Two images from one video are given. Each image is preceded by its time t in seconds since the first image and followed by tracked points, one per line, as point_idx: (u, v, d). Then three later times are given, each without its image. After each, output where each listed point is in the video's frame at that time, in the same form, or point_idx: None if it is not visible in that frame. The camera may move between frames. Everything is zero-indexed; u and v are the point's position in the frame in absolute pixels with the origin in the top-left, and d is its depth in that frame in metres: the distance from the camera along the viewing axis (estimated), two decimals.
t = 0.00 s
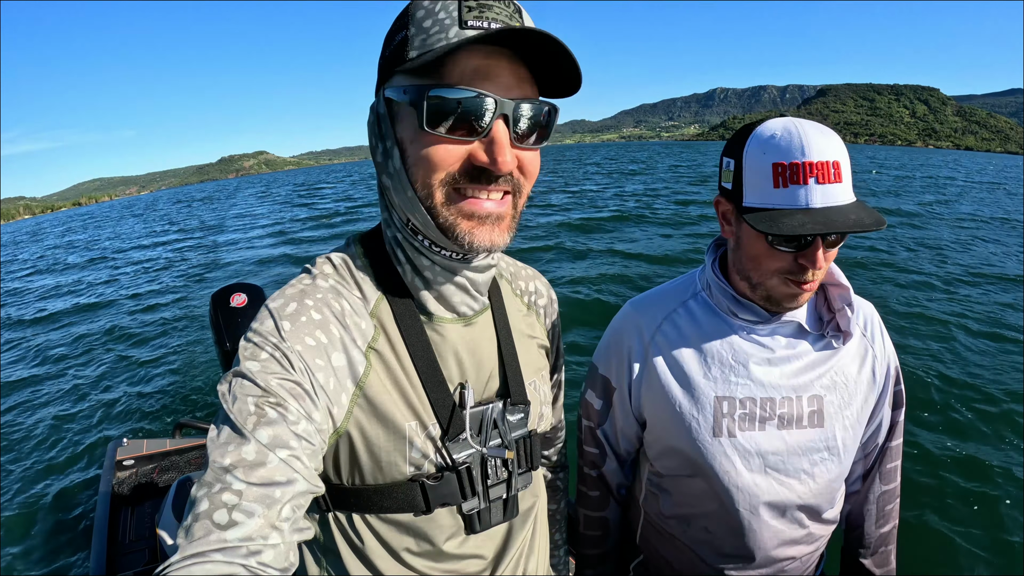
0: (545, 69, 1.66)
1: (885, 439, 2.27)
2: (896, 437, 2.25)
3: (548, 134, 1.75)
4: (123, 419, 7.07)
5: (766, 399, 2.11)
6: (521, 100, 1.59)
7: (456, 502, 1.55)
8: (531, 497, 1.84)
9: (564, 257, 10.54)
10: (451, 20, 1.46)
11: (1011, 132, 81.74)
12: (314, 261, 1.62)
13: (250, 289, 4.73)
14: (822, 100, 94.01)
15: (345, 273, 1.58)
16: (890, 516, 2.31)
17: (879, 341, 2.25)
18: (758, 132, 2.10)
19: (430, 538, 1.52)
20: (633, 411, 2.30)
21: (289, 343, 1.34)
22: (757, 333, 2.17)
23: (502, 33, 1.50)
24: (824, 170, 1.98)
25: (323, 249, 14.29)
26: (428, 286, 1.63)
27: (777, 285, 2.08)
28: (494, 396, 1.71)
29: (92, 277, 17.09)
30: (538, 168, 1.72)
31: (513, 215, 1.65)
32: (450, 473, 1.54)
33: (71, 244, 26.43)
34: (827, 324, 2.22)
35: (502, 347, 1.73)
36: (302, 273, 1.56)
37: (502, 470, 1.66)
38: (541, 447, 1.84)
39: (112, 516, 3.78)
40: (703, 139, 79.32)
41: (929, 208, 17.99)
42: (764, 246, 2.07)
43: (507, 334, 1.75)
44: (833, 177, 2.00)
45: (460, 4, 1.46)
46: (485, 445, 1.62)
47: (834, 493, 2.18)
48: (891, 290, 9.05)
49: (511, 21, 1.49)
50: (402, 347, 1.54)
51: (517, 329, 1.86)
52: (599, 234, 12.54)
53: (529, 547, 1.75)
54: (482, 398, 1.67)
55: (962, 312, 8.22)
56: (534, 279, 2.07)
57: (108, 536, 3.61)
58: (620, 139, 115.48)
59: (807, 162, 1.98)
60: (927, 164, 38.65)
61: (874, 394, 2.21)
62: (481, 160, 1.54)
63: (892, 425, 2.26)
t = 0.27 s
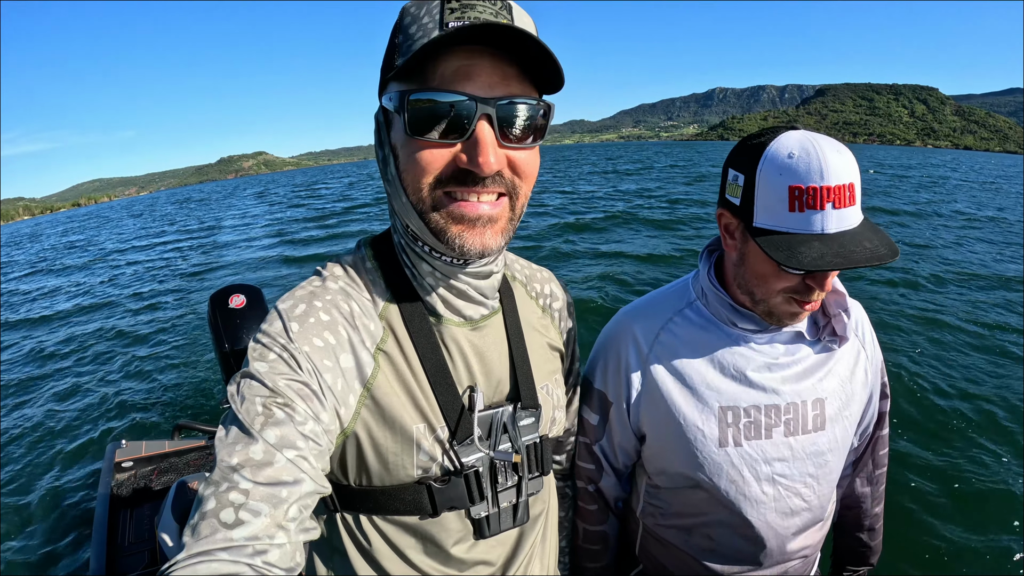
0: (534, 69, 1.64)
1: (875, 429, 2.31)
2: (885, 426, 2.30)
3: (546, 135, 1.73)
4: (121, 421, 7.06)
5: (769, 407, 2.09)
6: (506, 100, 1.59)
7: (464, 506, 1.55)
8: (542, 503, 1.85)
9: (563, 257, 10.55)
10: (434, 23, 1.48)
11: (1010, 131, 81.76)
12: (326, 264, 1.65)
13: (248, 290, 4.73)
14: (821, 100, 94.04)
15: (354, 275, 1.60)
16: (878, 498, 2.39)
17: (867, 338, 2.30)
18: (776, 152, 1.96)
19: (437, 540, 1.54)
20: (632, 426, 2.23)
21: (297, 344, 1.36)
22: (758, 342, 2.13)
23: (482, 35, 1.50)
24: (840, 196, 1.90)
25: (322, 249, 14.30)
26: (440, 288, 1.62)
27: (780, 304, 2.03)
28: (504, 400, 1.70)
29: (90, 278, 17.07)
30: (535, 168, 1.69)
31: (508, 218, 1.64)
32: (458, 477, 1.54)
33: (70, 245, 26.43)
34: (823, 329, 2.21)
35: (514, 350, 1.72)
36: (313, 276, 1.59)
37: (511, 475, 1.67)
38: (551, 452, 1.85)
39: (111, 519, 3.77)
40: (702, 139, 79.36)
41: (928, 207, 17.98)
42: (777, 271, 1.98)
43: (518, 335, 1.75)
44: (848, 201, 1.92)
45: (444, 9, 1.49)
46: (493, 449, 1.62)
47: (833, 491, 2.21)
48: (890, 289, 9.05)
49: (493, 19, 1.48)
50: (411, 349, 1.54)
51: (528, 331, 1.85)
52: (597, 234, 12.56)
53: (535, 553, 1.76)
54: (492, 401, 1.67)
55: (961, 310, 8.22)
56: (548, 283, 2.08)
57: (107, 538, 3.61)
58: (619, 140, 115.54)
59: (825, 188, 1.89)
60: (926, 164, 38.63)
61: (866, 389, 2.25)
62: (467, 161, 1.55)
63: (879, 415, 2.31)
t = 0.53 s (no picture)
0: (537, 66, 1.65)
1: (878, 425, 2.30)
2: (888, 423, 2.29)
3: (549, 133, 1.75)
4: (120, 421, 7.05)
5: (782, 409, 2.03)
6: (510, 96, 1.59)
7: (471, 501, 1.56)
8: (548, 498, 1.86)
9: (561, 257, 10.57)
10: (438, 23, 1.48)
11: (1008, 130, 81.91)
12: (332, 261, 1.66)
13: (246, 288, 4.74)
14: (820, 99, 94.09)
15: (361, 271, 1.61)
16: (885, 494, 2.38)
17: (872, 335, 2.25)
18: (810, 163, 1.79)
19: (444, 535, 1.54)
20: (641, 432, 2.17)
21: (305, 339, 1.36)
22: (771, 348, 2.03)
23: (488, 32, 1.51)
24: (873, 216, 1.78)
25: (321, 249, 14.32)
26: (446, 283, 1.62)
27: (800, 318, 1.93)
28: (511, 394, 1.71)
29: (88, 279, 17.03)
30: (540, 164, 1.70)
31: (515, 213, 1.65)
32: (466, 472, 1.54)
33: (67, 246, 26.43)
34: (832, 329, 2.09)
35: (520, 346, 1.73)
36: (320, 273, 1.60)
37: (518, 469, 1.68)
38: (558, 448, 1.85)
39: (111, 518, 3.78)
40: (700, 139, 79.36)
41: (925, 207, 18.02)
42: (804, 289, 1.86)
43: (524, 330, 1.76)
44: (879, 221, 1.81)
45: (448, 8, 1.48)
46: (501, 444, 1.62)
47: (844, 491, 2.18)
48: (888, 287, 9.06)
49: (498, 17, 1.48)
50: (418, 345, 1.55)
51: (534, 327, 1.86)
52: (596, 234, 12.59)
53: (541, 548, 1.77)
54: (499, 396, 1.68)
55: (959, 308, 8.24)
56: (553, 279, 2.09)
57: (107, 539, 3.60)
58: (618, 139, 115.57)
59: (861, 208, 1.75)
60: (924, 163, 38.70)
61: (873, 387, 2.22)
62: (473, 157, 1.55)
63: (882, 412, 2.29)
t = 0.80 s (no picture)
0: (532, 59, 1.66)
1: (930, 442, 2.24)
2: (941, 440, 2.22)
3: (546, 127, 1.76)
4: (118, 421, 7.05)
5: (827, 416, 1.98)
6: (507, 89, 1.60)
7: (472, 498, 1.56)
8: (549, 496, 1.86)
9: (559, 256, 10.58)
10: (431, 20, 1.49)
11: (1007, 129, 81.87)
12: (331, 260, 1.66)
13: (242, 286, 4.75)
14: (818, 99, 94.14)
15: (362, 270, 1.61)
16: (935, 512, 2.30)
17: (925, 346, 2.17)
18: (914, 187, 1.66)
19: (444, 534, 1.54)
20: (680, 430, 2.14)
21: (306, 338, 1.37)
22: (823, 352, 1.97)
23: (482, 28, 1.51)
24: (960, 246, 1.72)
25: (319, 249, 14.33)
26: (445, 282, 1.63)
27: (863, 332, 1.88)
28: (512, 393, 1.71)
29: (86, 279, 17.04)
30: (538, 157, 1.70)
31: (515, 206, 1.65)
32: (467, 471, 1.55)
33: (65, 246, 26.44)
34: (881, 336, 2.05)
35: (521, 345, 1.73)
36: (320, 272, 1.60)
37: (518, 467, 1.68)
38: (558, 445, 1.86)
39: (110, 519, 3.77)
40: (699, 139, 79.41)
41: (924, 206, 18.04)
42: (879, 310, 1.80)
43: (525, 328, 1.77)
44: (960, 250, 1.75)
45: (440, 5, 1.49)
46: (502, 442, 1.62)
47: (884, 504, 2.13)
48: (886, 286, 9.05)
49: (491, 12, 1.49)
50: (418, 344, 1.55)
51: (535, 325, 1.87)
52: (594, 233, 12.61)
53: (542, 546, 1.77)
54: (500, 394, 1.68)
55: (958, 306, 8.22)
56: (554, 276, 2.09)
57: (106, 539, 3.60)
58: (617, 139, 115.58)
59: (956, 239, 1.67)
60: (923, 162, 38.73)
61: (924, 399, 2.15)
62: (473, 152, 1.56)
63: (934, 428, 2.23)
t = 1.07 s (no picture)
0: (516, 57, 1.66)
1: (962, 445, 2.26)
2: (973, 443, 2.24)
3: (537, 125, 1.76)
4: (117, 421, 7.05)
5: (862, 419, 1.99)
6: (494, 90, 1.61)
7: (475, 499, 1.58)
8: (551, 497, 1.87)
9: (557, 255, 10.59)
10: (413, 30, 1.50)
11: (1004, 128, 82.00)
12: (335, 262, 1.68)
13: (240, 284, 4.76)
14: (816, 98, 94.20)
15: (366, 272, 1.62)
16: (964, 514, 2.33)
17: (954, 349, 2.20)
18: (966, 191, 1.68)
19: (447, 534, 1.55)
20: (715, 431, 2.13)
21: (311, 339, 1.38)
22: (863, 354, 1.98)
23: (465, 33, 1.52)
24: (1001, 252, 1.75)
25: (317, 249, 14.33)
26: (449, 283, 1.64)
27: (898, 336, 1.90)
28: (515, 393, 1.73)
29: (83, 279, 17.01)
30: (531, 155, 1.72)
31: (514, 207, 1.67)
32: (470, 471, 1.56)
33: (63, 246, 26.42)
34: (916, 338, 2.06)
35: (525, 346, 1.75)
36: (325, 273, 1.62)
37: (521, 468, 1.69)
38: (562, 445, 1.87)
39: (109, 519, 3.79)
40: (697, 138, 79.44)
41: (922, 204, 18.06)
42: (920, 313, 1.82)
43: (529, 329, 1.78)
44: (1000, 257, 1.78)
45: (421, 12, 1.50)
46: (504, 443, 1.64)
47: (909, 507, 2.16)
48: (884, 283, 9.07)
49: (470, 15, 1.49)
50: (422, 345, 1.56)
51: (538, 325, 1.88)
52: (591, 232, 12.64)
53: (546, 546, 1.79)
54: (503, 395, 1.69)
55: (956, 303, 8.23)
56: (559, 277, 2.10)
57: (105, 540, 3.62)
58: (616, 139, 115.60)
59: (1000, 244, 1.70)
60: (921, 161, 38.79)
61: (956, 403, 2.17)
62: (466, 158, 1.57)
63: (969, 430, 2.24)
